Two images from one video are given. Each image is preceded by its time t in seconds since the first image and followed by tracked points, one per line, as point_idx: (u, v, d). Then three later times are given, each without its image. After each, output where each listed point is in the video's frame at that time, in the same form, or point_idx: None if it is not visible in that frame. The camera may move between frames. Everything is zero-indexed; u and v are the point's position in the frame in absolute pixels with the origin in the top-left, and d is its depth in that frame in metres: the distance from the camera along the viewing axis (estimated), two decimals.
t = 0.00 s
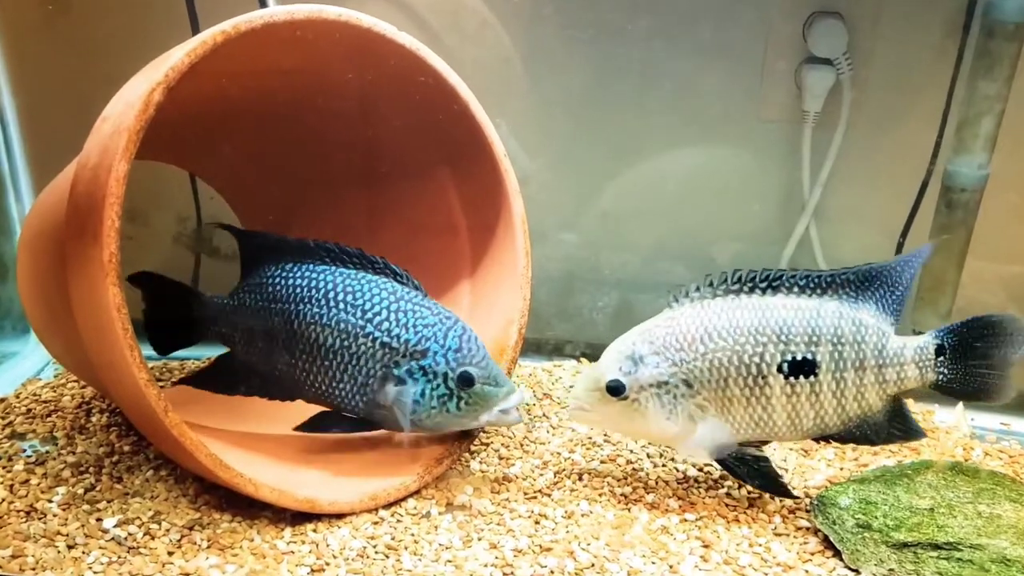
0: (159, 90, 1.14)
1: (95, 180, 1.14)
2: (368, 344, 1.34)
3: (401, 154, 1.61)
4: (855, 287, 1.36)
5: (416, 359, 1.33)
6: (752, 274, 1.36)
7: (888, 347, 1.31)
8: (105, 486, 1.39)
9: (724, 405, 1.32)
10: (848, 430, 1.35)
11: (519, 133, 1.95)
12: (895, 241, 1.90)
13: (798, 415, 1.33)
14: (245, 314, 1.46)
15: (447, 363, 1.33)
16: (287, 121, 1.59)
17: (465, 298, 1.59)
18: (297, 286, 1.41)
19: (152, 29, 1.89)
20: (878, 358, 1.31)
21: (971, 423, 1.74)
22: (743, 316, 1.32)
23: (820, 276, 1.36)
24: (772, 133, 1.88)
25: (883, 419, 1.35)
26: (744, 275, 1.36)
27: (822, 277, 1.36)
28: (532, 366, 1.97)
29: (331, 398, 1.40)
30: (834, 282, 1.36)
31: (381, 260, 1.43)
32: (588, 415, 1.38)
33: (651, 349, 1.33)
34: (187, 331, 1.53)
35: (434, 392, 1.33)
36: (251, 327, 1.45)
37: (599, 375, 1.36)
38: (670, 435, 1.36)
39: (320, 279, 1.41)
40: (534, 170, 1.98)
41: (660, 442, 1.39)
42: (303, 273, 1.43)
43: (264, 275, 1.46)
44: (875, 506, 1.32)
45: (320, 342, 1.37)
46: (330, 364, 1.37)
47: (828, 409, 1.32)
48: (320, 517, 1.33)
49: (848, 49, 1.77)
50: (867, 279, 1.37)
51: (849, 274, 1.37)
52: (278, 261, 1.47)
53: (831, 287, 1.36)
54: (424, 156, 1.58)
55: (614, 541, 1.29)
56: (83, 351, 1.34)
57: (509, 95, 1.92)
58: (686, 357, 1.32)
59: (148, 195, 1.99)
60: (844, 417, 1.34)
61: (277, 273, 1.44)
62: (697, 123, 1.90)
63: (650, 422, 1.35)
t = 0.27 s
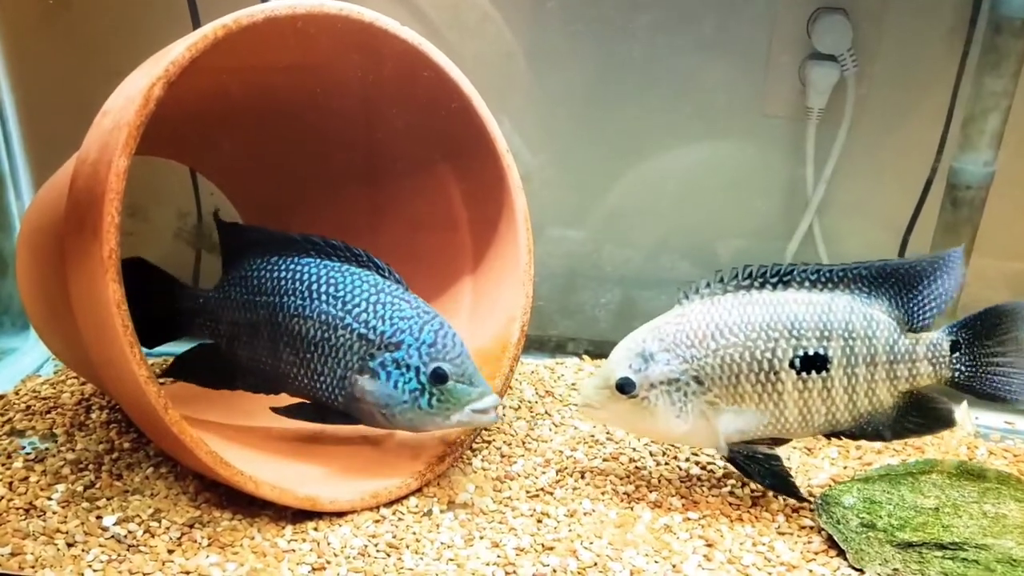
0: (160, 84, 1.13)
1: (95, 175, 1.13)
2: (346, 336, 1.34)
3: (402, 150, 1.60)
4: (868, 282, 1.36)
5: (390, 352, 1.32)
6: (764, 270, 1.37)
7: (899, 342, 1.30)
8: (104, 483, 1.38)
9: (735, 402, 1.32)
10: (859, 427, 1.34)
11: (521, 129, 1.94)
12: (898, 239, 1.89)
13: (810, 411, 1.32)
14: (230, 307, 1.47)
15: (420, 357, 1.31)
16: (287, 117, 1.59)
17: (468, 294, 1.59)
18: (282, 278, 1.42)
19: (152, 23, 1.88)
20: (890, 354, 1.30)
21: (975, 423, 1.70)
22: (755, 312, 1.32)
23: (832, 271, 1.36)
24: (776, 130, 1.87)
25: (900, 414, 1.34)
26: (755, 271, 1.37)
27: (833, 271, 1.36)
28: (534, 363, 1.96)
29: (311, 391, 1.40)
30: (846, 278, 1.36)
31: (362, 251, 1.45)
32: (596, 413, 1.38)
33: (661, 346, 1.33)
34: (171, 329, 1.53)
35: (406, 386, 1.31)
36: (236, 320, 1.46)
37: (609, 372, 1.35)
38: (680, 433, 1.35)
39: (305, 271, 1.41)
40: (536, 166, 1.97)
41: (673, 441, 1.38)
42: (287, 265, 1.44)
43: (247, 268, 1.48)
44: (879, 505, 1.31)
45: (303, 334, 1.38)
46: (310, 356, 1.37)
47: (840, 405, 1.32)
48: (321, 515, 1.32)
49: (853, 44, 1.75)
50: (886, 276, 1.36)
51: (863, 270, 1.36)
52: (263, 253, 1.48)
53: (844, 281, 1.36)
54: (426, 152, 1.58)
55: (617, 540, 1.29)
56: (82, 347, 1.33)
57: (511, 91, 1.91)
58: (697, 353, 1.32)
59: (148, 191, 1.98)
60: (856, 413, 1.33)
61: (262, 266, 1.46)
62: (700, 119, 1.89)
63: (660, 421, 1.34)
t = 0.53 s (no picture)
0: (160, 81, 1.12)
1: (96, 172, 1.12)
2: (332, 329, 1.34)
3: (403, 147, 1.59)
4: (885, 281, 1.35)
5: (373, 346, 1.31)
6: (781, 267, 1.36)
7: (915, 342, 1.30)
8: (104, 482, 1.38)
9: (749, 400, 1.31)
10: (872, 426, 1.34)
11: (523, 126, 1.93)
12: (901, 237, 1.88)
13: (824, 410, 1.32)
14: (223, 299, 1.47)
15: (402, 351, 1.31)
16: (287, 114, 1.58)
17: (469, 293, 1.58)
18: (274, 271, 1.42)
19: (152, 20, 1.87)
20: (905, 354, 1.30)
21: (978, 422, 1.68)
22: (772, 309, 1.31)
23: (850, 269, 1.35)
24: (778, 127, 1.86)
25: (911, 413, 1.33)
26: (772, 268, 1.36)
27: (851, 270, 1.35)
28: (536, 361, 1.95)
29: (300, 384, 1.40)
30: (864, 276, 1.35)
31: (353, 246, 1.45)
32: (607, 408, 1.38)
33: (676, 342, 1.33)
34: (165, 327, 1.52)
35: (388, 381, 1.30)
36: (228, 312, 1.46)
37: (622, 368, 1.35)
38: (692, 431, 1.35)
39: (297, 264, 1.41)
40: (538, 163, 1.96)
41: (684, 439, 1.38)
42: (279, 258, 1.44)
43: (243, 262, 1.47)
44: (883, 504, 1.30)
45: (293, 327, 1.38)
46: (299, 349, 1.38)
47: (853, 405, 1.31)
48: (322, 514, 1.32)
49: (856, 41, 1.74)
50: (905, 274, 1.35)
51: (880, 269, 1.35)
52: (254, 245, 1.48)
53: (860, 280, 1.35)
54: (427, 149, 1.57)
55: (619, 539, 1.28)
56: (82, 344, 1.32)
57: (513, 88, 1.90)
58: (712, 350, 1.31)
59: (149, 188, 1.98)
60: (869, 413, 1.32)
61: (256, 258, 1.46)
62: (702, 116, 1.88)
63: (672, 418, 1.34)
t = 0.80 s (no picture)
0: (159, 79, 1.11)
1: (94, 170, 1.12)
2: (322, 326, 1.33)
3: (403, 146, 1.59)
4: (905, 280, 1.35)
5: (358, 342, 1.30)
6: (802, 264, 1.36)
7: (934, 342, 1.30)
8: (103, 481, 1.37)
9: (767, 396, 1.31)
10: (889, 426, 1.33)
11: (523, 124, 1.93)
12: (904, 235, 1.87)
13: (841, 408, 1.31)
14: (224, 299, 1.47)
15: (385, 347, 1.28)
16: (287, 112, 1.57)
17: (470, 293, 1.58)
18: (271, 269, 1.42)
19: (151, 17, 1.86)
20: (924, 353, 1.29)
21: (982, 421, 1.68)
22: (792, 305, 1.31)
23: (870, 267, 1.35)
24: (780, 126, 1.86)
25: (930, 414, 1.33)
26: (794, 264, 1.36)
27: (872, 268, 1.36)
28: (536, 359, 1.95)
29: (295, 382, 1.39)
30: (885, 275, 1.35)
31: (346, 242, 1.44)
32: (623, 404, 1.38)
33: (694, 338, 1.33)
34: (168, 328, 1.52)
35: (372, 377, 1.29)
36: (229, 311, 1.46)
37: (639, 364, 1.35)
38: (707, 426, 1.35)
39: (292, 261, 1.41)
40: (538, 162, 1.96)
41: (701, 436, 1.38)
42: (276, 257, 1.43)
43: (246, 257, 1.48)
44: (885, 505, 1.30)
45: (287, 324, 1.38)
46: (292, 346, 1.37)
47: (871, 403, 1.31)
48: (322, 514, 1.32)
49: (858, 38, 1.73)
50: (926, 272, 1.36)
51: (900, 268, 1.36)
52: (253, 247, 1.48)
53: (880, 278, 1.35)
54: (428, 148, 1.56)
55: (620, 539, 1.28)
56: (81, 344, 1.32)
57: (514, 86, 1.89)
58: (732, 346, 1.31)
59: (149, 185, 1.97)
60: (886, 412, 1.32)
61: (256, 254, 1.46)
62: (703, 114, 1.87)
63: (689, 413, 1.34)
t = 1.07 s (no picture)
0: (158, 77, 1.11)
1: (94, 168, 1.12)
2: (315, 323, 1.34)
3: (403, 145, 1.59)
4: (917, 278, 1.36)
5: (350, 338, 1.30)
6: (815, 259, 1.36)
7: (943, 340, 1.31)
8: (103, 479, 1.37)
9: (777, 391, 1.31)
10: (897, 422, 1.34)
11: (523, 122, 1.93)
12: (903, 233, 1.87)
13: (849, 404, 1.32)
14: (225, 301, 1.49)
15: (377, 341, 1.28)
16: (286, 111, 1.57)
17: (469, 292, 1.58)
18: (269, 268, 1.43)
19: (150, 15, 1.86)
20: (933, 351, 1.30)
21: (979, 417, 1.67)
22: (805, 300, 1.31)
23: (883, 263, 1.36)
24: (779, 124, 1.86)
25: (940, 412, 1.34)
26: (806, 259, 1.37)
27: (885, 264, 1.36)
28: (536, 358, 1.95)
29: (291, 380, 1.40)
30: (897, 271, 1.36)
31: (336, 239, 1.45)
32: (631, 399, 1.39)
33: (706, 331, 1.33)
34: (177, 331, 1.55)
35: (365, 372, 1.29)
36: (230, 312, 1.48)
37: (649, 358, 1.36)
38: (717, 420, 1.35)
39: (287, 261, 1.42)
40: (538, 160, 1.96)
41: (712, 432, 1.38)
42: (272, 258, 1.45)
43: (250, 257, 1.49)
44: (885, 503, 1.30)
45: (282, 323, 1.39)
46: (288, 344, 1.38)
47: (879, 399, 1.32)
48: (321, 512, 1.32)
49: (857, 36, 1.73)
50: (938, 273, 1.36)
51: (913, 265, 1.36)
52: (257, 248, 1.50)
53: (891, 275, 1.36)
54: (427, 147, 1.57)
55: (619, 537, 1.28)
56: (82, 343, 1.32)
57: (513, 84, 1.89)
58: (743, 339, 1.31)
59: (148, 183, 1.97)
60: (894, 409, 1.33)
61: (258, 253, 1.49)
62: (703, 113, 1.87)
63: (699, 407, 1.34)
